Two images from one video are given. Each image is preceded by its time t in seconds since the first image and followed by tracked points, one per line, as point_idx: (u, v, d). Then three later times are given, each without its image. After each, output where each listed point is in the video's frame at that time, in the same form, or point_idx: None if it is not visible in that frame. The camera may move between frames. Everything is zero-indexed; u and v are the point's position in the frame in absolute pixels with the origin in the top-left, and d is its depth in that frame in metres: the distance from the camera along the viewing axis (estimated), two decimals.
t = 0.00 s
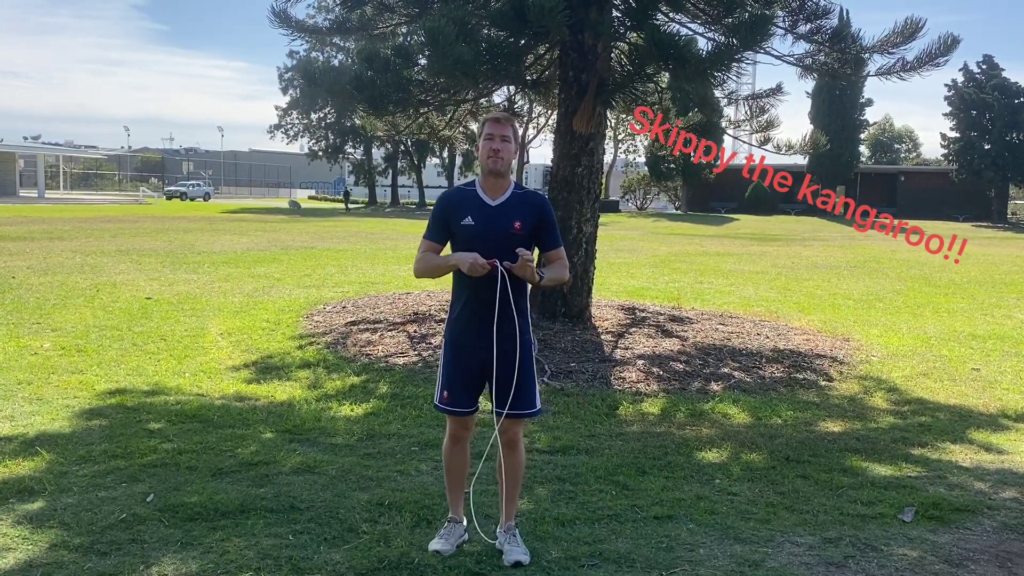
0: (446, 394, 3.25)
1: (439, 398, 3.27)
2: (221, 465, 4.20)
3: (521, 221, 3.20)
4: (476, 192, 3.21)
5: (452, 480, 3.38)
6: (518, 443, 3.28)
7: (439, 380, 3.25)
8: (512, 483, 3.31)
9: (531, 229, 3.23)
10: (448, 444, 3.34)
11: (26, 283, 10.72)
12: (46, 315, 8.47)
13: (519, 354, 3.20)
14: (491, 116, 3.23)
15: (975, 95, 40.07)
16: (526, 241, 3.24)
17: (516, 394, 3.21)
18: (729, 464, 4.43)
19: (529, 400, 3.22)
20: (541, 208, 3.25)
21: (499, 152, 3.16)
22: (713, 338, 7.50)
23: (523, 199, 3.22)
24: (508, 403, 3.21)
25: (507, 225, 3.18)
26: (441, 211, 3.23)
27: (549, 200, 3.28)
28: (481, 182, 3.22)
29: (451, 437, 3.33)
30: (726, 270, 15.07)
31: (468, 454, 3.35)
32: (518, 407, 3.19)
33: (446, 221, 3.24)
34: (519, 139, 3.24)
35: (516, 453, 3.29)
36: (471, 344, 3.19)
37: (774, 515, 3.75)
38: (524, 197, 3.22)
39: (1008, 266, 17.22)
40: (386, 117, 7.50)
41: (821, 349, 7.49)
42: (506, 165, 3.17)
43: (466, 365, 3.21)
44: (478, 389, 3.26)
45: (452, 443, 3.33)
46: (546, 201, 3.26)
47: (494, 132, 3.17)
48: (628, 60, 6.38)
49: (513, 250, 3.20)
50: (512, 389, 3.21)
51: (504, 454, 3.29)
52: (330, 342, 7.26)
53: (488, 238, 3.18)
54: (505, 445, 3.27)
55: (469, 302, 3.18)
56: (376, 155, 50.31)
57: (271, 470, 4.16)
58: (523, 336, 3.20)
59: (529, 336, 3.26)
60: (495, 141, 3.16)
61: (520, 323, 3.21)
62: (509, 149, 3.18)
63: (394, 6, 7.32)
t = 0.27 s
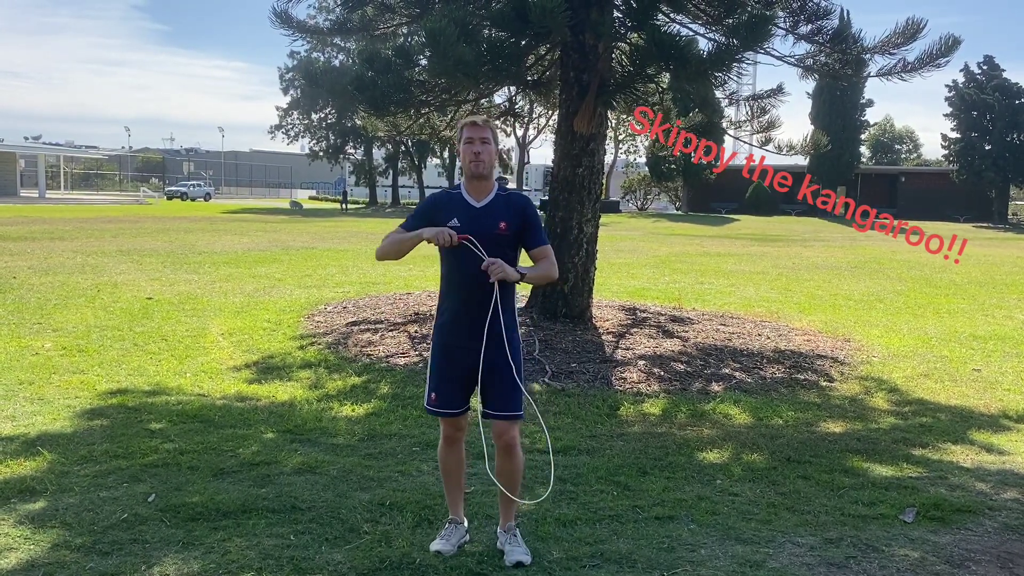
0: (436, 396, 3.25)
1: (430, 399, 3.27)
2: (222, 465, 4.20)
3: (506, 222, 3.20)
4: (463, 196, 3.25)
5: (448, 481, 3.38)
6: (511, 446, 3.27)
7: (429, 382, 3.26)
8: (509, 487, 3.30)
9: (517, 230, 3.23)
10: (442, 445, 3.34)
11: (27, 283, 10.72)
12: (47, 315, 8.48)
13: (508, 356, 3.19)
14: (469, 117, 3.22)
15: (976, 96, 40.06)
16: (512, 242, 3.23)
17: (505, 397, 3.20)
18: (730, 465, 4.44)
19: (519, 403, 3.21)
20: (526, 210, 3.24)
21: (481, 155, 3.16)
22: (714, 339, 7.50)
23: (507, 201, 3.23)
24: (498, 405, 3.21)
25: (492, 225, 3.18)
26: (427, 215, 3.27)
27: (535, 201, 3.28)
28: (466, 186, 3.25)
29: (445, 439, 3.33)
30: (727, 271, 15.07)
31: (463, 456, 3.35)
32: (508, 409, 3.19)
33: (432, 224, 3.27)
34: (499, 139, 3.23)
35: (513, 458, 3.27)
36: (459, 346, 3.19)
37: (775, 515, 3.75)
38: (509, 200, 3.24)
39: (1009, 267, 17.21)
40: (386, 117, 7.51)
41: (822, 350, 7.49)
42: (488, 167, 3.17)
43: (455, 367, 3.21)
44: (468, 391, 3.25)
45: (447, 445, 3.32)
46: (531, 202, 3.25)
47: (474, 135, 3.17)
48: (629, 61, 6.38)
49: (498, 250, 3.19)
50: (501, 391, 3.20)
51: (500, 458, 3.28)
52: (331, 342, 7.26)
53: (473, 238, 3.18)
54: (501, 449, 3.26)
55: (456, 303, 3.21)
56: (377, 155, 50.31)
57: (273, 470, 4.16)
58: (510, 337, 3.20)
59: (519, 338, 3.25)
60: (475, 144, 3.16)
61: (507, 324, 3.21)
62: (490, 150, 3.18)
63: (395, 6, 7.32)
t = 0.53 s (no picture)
0: (433, 396, 3.25)
1: (427, 400, 3.27)
2: (223, 465, 4.20)
3: (495, 217, 3.21)
4: (452, 194, 3.29)
5: (447, 482, 3.39)
6: (509, 445, 3.27)
7: (426, 382, 3.25)
8: (508, 486, 3.30)
9: (508, 226, 3.23)
10: (441, 446, 3.34)
11: (28, 283, 10.72)
12: (48, 315, 8.48)
13: (503, 353, 3.20)
14: (454, 116, 3.24)
15: (977, 96, 40.04)
16: (504, 238, 3.23)
17: (501, 394, 3.21)
18: (731, 465, 4.43)
19: (515, 401, 3.22)
20: (516, 205, 3.26)
21: (468, 153, 3.19)
22: (715, 339, 7.50)
23: (497, 197, 3.26)
24: (494, 404, 3.21)
25: (482, 221, 3.19)
26: (416, 213, 3.30)
27: (524, 197, 3.29)
28: (455, 185, 3.28)
29: (444, 440, 3.33)
30: (727, 271, 15.07)
31: (462, 457, 3.36)
32: (505, 407, 3.20)
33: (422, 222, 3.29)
34: (488, 138, 3.27)
35: (511, 456, 3.27)
36: (454, 345, 3.19)
37: (776, 516, 3.75)
38: (498, 196, 3.26)
39: (1009, 267, 17.19)
40: (387, 118, 7.52)
41: (822, 350, 7.48)
42: (476, 165, 3.21)
43: (451, 366, 3.20)
44: (464, 390, 3.25)
45: (446, 445, 3.33)
46: (520, 198, 3.27)
47: (460, 134, 3.19)
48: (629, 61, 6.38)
49: (490, 246, 3.19)
50: (498, 388, 3.21)
51: (498, 457, 3.28)
52: (331, 342, 7.26)
53: (464, 234, 3.18)
54: (498, 448, 3.26)
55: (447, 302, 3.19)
56: (378, 156, 50.31)
57: (273, 471, 4.16)
58: (504, 334, 3.21)
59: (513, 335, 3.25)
60: (462, 142, 3.19)
61: (501, 322, 3.21)
62: (476, 147, 3.21)
63: (395, 7, 7.33)
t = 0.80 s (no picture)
0: (431, 396, 3.25)
1: (425, 400, 3.27)
2: (224, 465, 4.20)
3: (493, 214, 3.23)
4: (446, 192, 3.29)
5: (446, 482, 3.39)
6: (507, 443, 3.27)
7: (424, 382, 3.25)
8: (507, 485, 3.30)
9: (504, 223, 3.26)
10: (440, 445, 3.35)
11: (29, 283, 10.73)
12: (49, 315, 8.49)
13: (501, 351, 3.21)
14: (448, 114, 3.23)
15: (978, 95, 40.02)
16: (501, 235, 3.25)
17: (500, 393, 3.21)
18: (731, 465, 4.43)
19: (513, 399, 3.22)
20: (512, 202, 3.30)
21: (462, 152, 3.20)
22: (715, 339, 7.49)
23: (492, 194, 3.29)
24: (493, 403, 3.21)
25: (480, 218, 3.21)
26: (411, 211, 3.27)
27: (519, 195, 3.34)
28: (450, 182, 3.31)
29: (443, 440, 3.34)
30: (727, 271, 15.07)
31: (461, 456, 3.36)
32: (504, 406, 3.20)
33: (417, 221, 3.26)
34: (481, 135, 3.26)
35: (509, 455, 3.27)
36: (453, 344, 3.19)
37: (776, 516, 3.75)
38: (494, 194, 3.30)
39: (1010, 267, 17.17)
40: (387, 117, 7.52)
41: (823, 350, 7.48)
42: (470, 164, 3.23)
43: (450, 365, 3.20)
44: (462, 389, 3.25)
45: (445, 445, 3.33)
46: (516, 196, 3.31)
47: (454, 133, 3.19)
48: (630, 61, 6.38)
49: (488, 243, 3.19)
50: (496, 387, 3.21)
51: (497, 456, 3.28)
52: (332, 342, 7.27)
53: (462, 231, 3.18)
54: (497, 447, 3.26)
55: (445, 302, 3.19)
56: (378, 156, 50.31)
57: (274, 471, 4.16)
58: (501, 333, 3.21)
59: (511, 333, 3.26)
60: (456, 142, 3.19)
61: (498, 320, 3.21)
62: (471, 147, 3.22)
63: (396, 7, 7.33)
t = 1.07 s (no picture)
0: (431, 395, 3.24)
1: (424, 399, 3.26)
2: (224, 464, 4.20)
3: (492, 212, 3.23)
4: (444, 191, 3.27)
5: (446, 481, 3.38)
6: (507, 440, 3.27)
7: (423, 381, 3.24)
8: (507, 484, 3.29)
9: (503, 221, 3.25)
10: (440, 444, 3.34)
11: (29, 282, 10.74)
12: (49, 314, 8.50)
13: (501, 348, 3.20)
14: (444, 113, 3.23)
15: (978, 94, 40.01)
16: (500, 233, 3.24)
17: (500, 390, 3.21)
18: (732, 463, 4.43)
19: (514, 396, 3.22)
20: (510, 199, 3.29)
21: (459, 150, 3.20)
22: (716, 338, 7.49)
23: (490, 192, 3.27)
24: (493, 400, 3.21)
25: (478, 216, 3.20)
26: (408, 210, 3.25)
27: (517, 192, 3.33)
28: (447, 180, 3.30)
29: (443, 439, 3.33)
30: (727, 269, 15.06)
31: (461, 455, 3.35)
32: (505, 403, 3.20)
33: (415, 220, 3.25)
34: (477, 133, 3.26)
35: (508, 452, 3.27)
36: (452, 342, 3.18)
37: (777, 514, 3.74)
38: (492, 192, 3.28)
39: (1011, 265, 17.16)
40: (387, 116, 7.51)
41: (823, 348, 7.48)
42: (467, 161, 3.22)
43: (449, 364, 3.20)
44: (462, 387, 3.25)
45: (444, 444, 3.32)
46: (514, 192, 3.31)
47: (450, 131, 3.19)
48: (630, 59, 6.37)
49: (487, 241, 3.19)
50: (496, 385, 3.21)
51: (497, 453, 3.27)
52: (332, 341, 7.26)
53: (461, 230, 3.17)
54: (497, 444, 3.25)
55: (444, 301, 3.19)
56: (378, 155, 50.32)
57: (273, 470, 4.16)
58: (501, 330, 3.21)
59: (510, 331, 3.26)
60: (452, 140, 3.19)
61: (498, 318, 3.21)
62: (468, 145, 3.22)
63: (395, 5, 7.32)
